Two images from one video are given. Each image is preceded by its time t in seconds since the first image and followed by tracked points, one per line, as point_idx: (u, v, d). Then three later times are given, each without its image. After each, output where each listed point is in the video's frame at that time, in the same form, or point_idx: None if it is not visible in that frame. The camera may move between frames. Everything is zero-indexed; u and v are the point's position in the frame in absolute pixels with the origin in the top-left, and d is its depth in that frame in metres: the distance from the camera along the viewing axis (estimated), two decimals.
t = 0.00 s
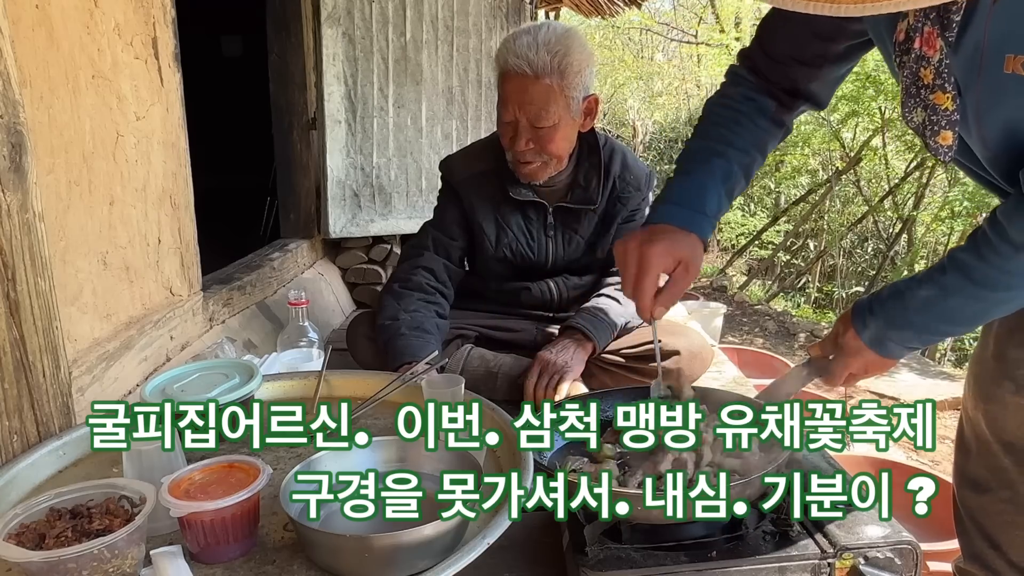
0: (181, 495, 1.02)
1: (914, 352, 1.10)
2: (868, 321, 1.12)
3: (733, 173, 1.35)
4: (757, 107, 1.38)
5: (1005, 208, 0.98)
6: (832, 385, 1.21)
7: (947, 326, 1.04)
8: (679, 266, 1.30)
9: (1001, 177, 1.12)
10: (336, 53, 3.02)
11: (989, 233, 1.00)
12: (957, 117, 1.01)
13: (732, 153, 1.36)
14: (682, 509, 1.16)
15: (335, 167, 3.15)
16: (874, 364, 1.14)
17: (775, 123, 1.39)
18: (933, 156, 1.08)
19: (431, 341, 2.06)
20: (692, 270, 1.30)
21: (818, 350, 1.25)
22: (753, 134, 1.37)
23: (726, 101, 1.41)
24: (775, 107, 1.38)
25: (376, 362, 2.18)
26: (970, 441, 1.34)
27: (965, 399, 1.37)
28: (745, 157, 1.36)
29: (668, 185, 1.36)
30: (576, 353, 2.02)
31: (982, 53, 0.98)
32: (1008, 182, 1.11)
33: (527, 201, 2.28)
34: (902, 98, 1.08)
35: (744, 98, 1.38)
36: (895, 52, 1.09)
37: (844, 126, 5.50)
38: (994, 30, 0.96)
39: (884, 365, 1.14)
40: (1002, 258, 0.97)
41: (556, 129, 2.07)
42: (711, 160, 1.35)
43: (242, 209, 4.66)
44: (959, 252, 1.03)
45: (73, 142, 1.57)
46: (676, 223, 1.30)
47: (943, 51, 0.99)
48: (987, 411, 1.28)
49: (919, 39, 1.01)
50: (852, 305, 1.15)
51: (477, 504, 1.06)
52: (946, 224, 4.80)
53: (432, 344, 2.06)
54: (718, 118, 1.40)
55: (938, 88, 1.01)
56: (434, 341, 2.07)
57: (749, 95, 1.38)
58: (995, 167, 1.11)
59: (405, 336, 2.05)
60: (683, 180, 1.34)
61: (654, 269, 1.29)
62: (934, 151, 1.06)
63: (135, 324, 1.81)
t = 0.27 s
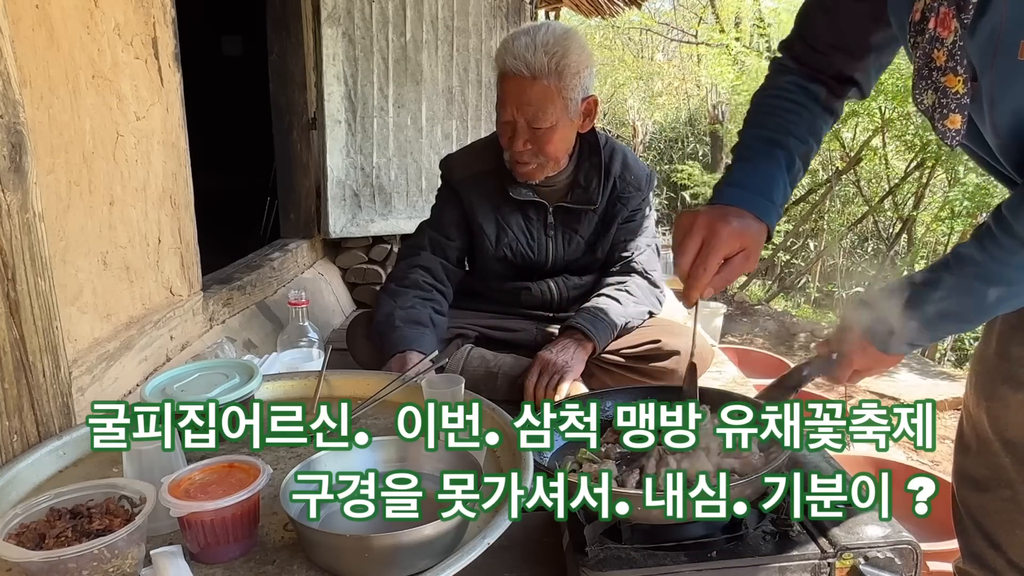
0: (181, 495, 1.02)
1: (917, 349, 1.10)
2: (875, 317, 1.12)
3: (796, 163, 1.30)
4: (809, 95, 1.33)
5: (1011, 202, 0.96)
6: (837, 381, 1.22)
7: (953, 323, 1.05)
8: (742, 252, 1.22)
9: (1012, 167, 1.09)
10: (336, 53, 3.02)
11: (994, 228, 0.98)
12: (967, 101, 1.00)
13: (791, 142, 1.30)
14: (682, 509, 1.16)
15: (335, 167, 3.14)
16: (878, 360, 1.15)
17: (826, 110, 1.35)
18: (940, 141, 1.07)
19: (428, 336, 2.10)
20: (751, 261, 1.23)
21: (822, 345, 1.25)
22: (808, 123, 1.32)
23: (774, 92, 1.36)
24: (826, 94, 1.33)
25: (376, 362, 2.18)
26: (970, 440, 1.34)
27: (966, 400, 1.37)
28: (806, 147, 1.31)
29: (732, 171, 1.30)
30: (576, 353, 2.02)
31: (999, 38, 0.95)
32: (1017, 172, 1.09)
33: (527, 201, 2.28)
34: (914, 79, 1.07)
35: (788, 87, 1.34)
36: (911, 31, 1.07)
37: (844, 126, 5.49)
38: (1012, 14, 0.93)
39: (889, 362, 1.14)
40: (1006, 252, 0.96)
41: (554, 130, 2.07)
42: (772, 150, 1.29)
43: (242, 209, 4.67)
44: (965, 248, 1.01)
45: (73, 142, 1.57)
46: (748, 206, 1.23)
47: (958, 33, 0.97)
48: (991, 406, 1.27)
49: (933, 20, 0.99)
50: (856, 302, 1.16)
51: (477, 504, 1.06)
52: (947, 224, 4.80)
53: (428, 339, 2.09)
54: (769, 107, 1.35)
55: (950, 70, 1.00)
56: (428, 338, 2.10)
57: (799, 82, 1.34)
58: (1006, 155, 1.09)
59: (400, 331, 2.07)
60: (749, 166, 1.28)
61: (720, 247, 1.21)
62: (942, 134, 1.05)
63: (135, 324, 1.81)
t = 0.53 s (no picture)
0: (181, 495, 1.02)
1: (916, 352, 1.10)
2: (874, 321, 1.11)
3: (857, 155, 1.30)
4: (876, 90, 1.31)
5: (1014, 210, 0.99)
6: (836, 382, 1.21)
7: (953, 325, 1.06)
8: (779, 235, 1.26)
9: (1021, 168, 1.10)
10: (336, 53, 3.01)
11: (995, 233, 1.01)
12: (978, 97, 1.02)
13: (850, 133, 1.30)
14: (682, 509, 1.16)
15: (335, 167, 3.14)
16: (879, 364, 1.14)
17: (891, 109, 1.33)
18: (953, 135, 1.10)
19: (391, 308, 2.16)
20: (788, 245, 1.27)
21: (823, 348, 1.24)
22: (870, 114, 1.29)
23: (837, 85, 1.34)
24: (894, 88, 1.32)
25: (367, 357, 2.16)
26: (973, 439, 1.33)
27: (970, 399, 1.37)
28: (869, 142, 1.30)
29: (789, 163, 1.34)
30: (577, 352, 2.02)
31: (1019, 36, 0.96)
32: None
33: (527, 201, 2.28)
34: (929, 71, 1.09)
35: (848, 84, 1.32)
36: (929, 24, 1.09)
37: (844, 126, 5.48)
38: None
39: (891, 366, 1.14)
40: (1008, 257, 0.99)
41: (551, 133, 2.08)
42: (833, 144, 1.30)
43: (243, 209, 4.67)
44: (964, 252, 1.05)
45: (73, 142, 1.57)
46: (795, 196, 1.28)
47: (969, 29, 0.99)
48: (996, 406, 1.27)
49: (948, 13, 1.02)
50: (861, 304, 1.15)
51: (477, 504, 1.06)
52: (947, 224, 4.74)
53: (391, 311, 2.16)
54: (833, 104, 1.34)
55: (961, 66, 1.01)
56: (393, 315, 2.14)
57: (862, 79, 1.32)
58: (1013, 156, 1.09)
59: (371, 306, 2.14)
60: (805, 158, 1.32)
61: (756, 230, 1.24)
62: (952, 129, 1.08)
63: (135, 324, 1.81)
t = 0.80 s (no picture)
0: (181, 495, 1.02)
1: (915, 355, 1.09)
2: (871, 321, 1.11)
3: (892, 174, 1.28)
4: (904, 102, 1.30)
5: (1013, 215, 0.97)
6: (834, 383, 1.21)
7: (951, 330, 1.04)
8: (831, 280, 1.19)
9: None
10: (336, 53, 3.00)
11: (993, 241, 0.99)
12: (980, 104, 1.02)
13: (882, 156, 1.29)
14: (682, 509, 1.16)
15: (335, 167, 3.13)
16: (877, 365, 1.14)
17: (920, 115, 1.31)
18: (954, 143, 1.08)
19: (372, 313, 2.14)
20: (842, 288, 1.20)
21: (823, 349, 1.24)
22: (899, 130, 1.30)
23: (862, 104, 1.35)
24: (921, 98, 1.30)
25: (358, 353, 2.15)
26: (981, 438, 1.34)
27: (979, 399, 1.36)
28: (902, 154, 1.29)
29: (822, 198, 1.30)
30: (576, 352, 2.02)
31: None
32: None
33: (523, 199, 2.28)
34: (932, 78, 1.10)
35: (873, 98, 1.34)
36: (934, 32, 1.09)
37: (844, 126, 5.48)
38: None
39: (889, 367, 1.14)
40: (1006, 266, 0.96)
41: (547, 131, 2.08)
42: (863, 168, 1.29)
43: (242, 209, 4.67)
44: (964, 259, 1.02)
45: (73, 141, 1.57)
46: (839, 234, 1.23)
47: (975, 34, 0.98)
48: (1002, 406, 1.26)
49: (954, 19, 1.02)
50: (857, 306, 1.15)
51: (477, 504, 1.06)
52: (947, 224, 4.76)
53: (371, 316, 2.13)
54: (861, 124, 1.34)
55: (965, 72, 1.02)
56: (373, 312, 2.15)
57: (890, 91, 1.32)
58: None
59: (348, 300, 2.15)
60: (838, 190, 1.28)
61: (808, 279, 1.17)
62: (953, 137, 1.06)
63: (135, 324, 1.81)
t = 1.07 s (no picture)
0: (181, 495, 1.02)
1: (909, 350, 1.09)
2: (863, 317, 1.11)
3: (854, 192, 1.28)
4: (869, 113, 1.32)
5: (1008, 213, 0.97)
6: (829, 380, 1.21)
7: (943, 326, 1.04)
8: (783, 302, 1.21)
9: None
10: (336, 53, 3.00)
11: (985, 237, 1.00)
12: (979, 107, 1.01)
13: (848, 172, 1.28)
14: (682, 509, 1.16)
15: (335, 167, 3.13)
16: (869, 360, 1.14)
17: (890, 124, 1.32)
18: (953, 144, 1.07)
19: (376, 321, 2.04)
20: (794, 309, 1.22)
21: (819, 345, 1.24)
22: (868, 146, 1.30)
23: (831, 114, 1.35)
24: (890, 108, 1.31)
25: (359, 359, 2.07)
26: (983, 438, 1.34)
27: (980, 398, 1.36)
28: (867, 171, 1.29)
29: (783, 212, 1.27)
30: (576, 352, 2.02)
31: None
32: None
33: (522, 200, 2.28)
34: (932, 80, 1.08)
35: (844, 108, 1.34)
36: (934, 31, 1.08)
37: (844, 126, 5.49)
38: None
39: (881, 363, 1.14)
40: (998, 262, 0.97)
41: (541, 132, 2.08)
42: (827, 185, 1.27)
43: (243, 209, 4.67)
44: (955, 254, 1.03)
45: (73, 142, 1.57)
46: (796, 257, 1.21)
47: (976, 37, 0.97)
48: (1004, 406, 1.26)
49: (955, 22, 1.00)
50: (850, 302, 1.15)
51: (477, 504, 1.06)
52: (947, 224, 4.76)
53: (375, 325, 2.03)
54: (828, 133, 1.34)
55: (965, 74, 1.01)
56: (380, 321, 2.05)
57: (874, 101, 1.32)
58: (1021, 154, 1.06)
59: (351, 308, 2.04)
60: (799, 206, 1.26)
61: (756, 304, 1.20)
62: (953, 139, 1.05)
63: (135, 324, 1.81)
